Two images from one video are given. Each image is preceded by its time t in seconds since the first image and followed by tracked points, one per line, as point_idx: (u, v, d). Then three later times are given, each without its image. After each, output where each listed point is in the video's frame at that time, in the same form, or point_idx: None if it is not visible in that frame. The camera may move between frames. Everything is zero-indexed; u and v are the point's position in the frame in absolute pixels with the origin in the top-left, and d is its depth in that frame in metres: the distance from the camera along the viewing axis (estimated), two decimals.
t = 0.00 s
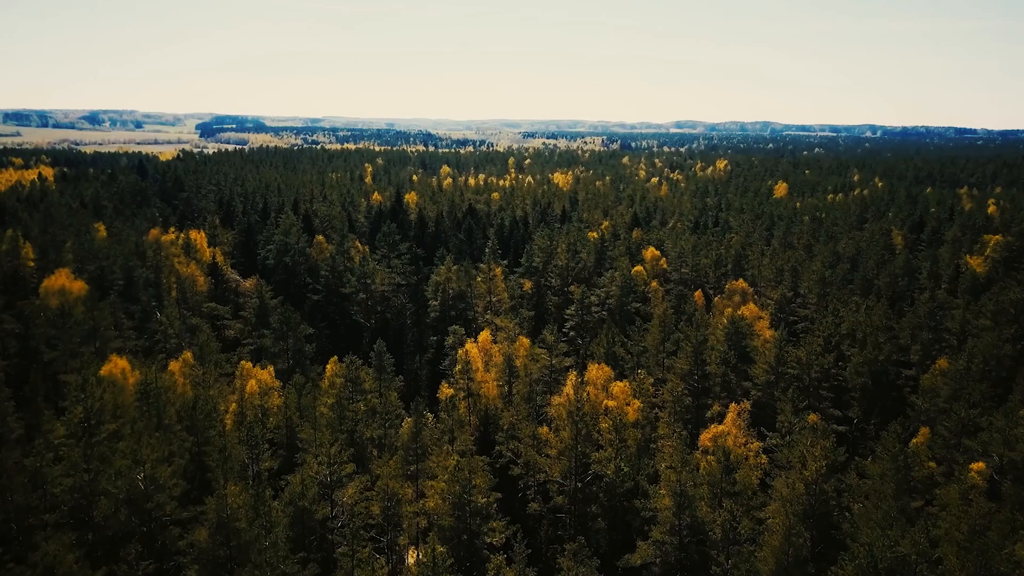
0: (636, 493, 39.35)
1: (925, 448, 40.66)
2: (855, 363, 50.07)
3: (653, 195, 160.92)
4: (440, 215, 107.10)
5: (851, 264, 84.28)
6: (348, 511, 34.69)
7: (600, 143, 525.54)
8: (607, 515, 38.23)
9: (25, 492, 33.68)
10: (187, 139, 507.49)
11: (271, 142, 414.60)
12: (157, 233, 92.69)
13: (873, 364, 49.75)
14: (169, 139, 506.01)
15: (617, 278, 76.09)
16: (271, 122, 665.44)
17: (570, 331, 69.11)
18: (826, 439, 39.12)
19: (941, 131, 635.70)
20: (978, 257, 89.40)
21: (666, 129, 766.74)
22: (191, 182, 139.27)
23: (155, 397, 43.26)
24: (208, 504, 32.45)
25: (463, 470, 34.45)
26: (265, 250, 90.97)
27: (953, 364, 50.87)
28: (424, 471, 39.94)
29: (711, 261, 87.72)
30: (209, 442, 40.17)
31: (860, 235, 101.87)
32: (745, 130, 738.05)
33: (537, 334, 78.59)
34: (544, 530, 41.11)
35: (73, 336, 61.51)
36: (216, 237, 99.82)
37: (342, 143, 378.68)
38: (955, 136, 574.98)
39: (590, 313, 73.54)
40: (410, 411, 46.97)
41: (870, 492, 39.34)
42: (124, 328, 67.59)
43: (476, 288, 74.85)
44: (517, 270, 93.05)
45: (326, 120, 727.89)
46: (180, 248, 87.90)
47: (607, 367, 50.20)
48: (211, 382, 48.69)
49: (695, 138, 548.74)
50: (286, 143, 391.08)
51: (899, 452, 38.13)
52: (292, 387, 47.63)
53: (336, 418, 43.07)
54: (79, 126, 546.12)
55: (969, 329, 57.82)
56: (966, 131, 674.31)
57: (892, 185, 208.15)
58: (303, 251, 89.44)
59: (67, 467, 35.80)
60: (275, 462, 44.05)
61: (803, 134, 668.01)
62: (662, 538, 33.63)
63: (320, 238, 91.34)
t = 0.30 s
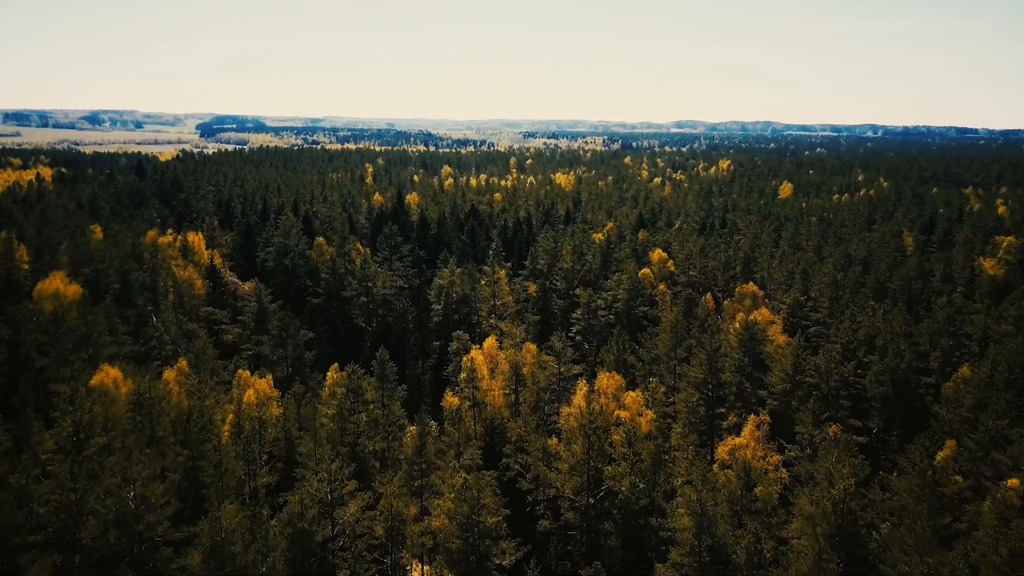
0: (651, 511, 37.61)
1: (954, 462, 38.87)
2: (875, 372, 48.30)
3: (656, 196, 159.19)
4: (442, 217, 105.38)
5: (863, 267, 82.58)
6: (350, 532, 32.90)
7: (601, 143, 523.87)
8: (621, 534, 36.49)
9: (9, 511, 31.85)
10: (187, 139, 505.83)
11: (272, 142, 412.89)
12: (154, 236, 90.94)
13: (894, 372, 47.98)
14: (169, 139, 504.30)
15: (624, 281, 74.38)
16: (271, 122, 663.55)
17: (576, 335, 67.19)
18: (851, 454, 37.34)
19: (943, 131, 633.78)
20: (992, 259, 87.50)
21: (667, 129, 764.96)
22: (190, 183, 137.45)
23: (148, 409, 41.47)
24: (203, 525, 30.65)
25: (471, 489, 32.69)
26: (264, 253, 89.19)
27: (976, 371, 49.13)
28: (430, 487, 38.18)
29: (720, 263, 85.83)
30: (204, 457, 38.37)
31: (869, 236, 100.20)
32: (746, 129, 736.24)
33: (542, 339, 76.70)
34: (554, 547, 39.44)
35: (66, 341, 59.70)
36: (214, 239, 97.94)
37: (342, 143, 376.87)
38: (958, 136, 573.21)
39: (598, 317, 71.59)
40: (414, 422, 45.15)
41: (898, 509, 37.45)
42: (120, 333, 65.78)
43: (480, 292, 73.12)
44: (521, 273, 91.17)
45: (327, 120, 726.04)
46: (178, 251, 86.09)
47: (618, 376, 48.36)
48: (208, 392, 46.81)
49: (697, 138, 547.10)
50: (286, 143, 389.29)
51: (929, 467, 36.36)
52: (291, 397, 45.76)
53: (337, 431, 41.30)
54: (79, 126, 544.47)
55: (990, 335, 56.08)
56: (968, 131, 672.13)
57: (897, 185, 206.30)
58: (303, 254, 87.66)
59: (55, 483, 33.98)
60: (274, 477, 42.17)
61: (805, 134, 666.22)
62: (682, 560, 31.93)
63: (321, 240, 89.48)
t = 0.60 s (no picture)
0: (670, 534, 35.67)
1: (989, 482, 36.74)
2: (900, 383, 46.17)
3: (661, 197, 157.34)
4: (444, 219, 103.34)
5: (876, 270, 80.52)
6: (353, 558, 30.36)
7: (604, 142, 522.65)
8: (639, 559, 34.52)
9: None
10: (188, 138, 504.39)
11: (273, 142, 411.33)
12: (151, 238, 88.88)
13: (920, 384, 45.80)
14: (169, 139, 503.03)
15: (633, 286, 72.32)
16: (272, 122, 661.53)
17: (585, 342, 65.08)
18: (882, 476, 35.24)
19: (945, 131, 631.96)
20: (1008, 262, 85.47)
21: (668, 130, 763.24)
22: (188, 184, 135.56)
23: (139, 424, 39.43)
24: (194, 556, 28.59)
25: (481, 516, 30.72)
26: (263, 255, 87.19)
27: (1005, 382, 46.98)
28: (437, 509, 36.01)
29: (730, 267, 83.70)
30: (197, 477, 36.36)
31: (881, 238, 98.20)
32: (748, 129, 734.21)
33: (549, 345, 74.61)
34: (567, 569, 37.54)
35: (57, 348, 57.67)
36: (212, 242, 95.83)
37: (343, 143, 377.08)
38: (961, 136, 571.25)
39: (606, 322, 69.45)
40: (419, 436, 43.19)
41: (935, 531, 35.30)
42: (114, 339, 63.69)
43: (485, 297, 71.08)
44: (526, 277, 89.12)
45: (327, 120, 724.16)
46: (174, 254, 83.99)
47: (632, 387, 46.33)
48: (203, 404, 44.69)
49: (698, 138, 545.53)
50: (286, 143, 387.27)
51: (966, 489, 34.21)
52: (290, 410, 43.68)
53: (339, 448, 39.29)
54: (78, 126, 542.55)
55: (1015, 342, 53.92)
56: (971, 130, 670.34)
57: (904, 185, 204.38)
58: (303, 257, 85.67)
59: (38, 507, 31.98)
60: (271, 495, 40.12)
61: (807, 134, 664.42)
62: None
63: (321, 242, 87.32)
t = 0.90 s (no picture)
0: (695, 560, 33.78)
1: None
2: (925, 393, 44.14)
3: (666, 197, 155.70)
4: (447, 221, 101.57)
5: (890, 273, 78.59)
6: None
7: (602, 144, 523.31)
8: None
9: None
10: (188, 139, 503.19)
11: (274, 142, 409.88)
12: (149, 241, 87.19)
13: (946, 394, 43.72)
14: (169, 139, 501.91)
15: (642, 289, 70.44)
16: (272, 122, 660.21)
17: (593, 348, 63.27)
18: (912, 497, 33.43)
19: (947, 131, 630.18)
20: None
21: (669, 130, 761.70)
22: (188, 184, 133.88)
23: (130, 439, 37.65)
24: None
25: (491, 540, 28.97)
26: (263, 258, 85.45)
27: None
28: (445, 529, 34.34)
29: (740, 270, 81.84)
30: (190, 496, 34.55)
31: (892, 240, 96.33)
32: (749, 130, 732.55)
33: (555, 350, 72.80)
34: None
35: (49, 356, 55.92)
36: (211, 245, 94.13)
37: (345, 143, 376.67)
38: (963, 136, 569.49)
39: (614, 328, 67.55)
40: (424, 450, 41.46)
41: (967, 553, 33.49)
42: (108, 346, 61.96)
43: (489, 301, 69.25)
44: (530, 280, 87.30)
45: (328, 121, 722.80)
46: (172, 257, 82.28)
47: (646, 398, 44.60)
48: (198, 416, 42.89)
49: (700, 138, 544.30)
50: (287, 144, 386.19)
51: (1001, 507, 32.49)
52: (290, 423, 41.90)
53: (340, 463, 37.50)
54: (78, 126, 541.69)
55: None
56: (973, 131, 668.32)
57: (909, 186, 202.73)
58: (303, 260, 83.83)
59: (20, 530, 30.16)
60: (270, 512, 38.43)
61: (809, 134, 662.77)
62: None
63: (322, 245, 85.50)
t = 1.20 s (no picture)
0: None
1: None
2: (951, 405, 42.29)
3: (670, 199, 154.05)
4: (450, 223, 99.89)
5: (904, 275, 76.84)
6: None
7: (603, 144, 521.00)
8: None
9: None
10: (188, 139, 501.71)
11: (274, 142, 408.85)
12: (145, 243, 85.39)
13: (973, 405, 41.86)
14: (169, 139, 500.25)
15: (651, 293, 68.68)
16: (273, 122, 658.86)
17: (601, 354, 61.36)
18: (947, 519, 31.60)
19: (949, 132, 628.85)
20: None
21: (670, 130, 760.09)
22: (187, 185, 132.24)
23: (121, 455, 35.93)
24: None
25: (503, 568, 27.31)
26: (262, 261, 83.77)
27: None
28: (453, 552, 32.70)
29: (750, 273, 80.00)
30: (184, 517, 32.79)
31: (903, 242, 94.61)
32: (750, 130, 730.89)
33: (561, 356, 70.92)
34: None
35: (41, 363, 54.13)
36: (210, 247, 92.24)
37: (346, 143, 375.17)
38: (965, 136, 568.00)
39: (622, 333, 65.73)
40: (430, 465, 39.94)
41: None
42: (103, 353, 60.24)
43: (494, 305, 67.50)
44: (535, 284, 85.54)
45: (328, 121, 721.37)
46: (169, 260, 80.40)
47: (659, 409, 42.99)
48: (194, 429, 41.09)
49: (700, 138, 543.13)
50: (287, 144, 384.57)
51: None
52: (289, 437, 40.10)
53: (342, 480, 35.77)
54: (78, 126, 540.20)
55: None
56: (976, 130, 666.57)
57: (914, 186, 201.06)
58: (303, 263, 82.11)
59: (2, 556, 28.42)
60: (269, 531, 36.75)
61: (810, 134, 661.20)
62: None
63: (323, 247, 83.68)
